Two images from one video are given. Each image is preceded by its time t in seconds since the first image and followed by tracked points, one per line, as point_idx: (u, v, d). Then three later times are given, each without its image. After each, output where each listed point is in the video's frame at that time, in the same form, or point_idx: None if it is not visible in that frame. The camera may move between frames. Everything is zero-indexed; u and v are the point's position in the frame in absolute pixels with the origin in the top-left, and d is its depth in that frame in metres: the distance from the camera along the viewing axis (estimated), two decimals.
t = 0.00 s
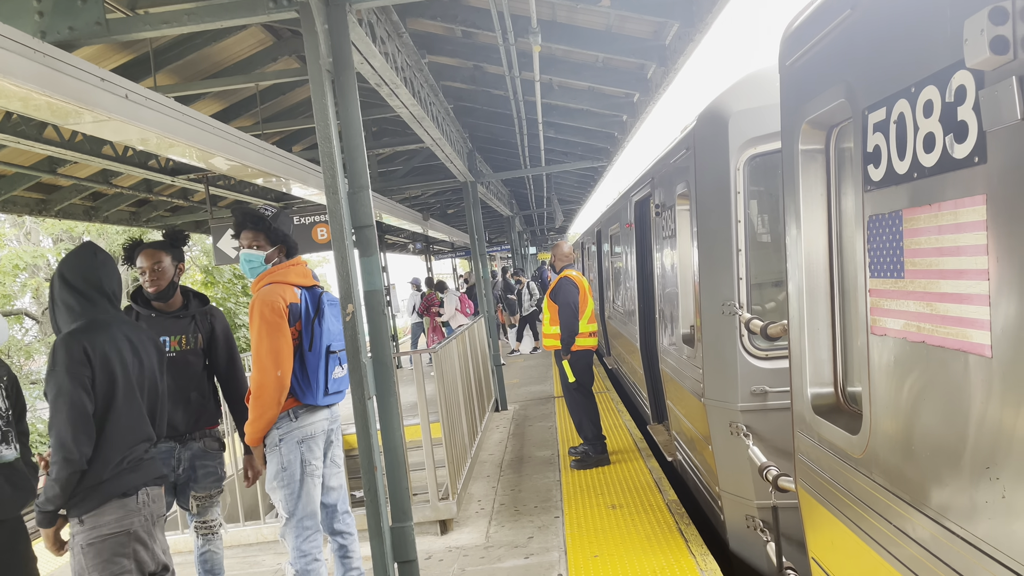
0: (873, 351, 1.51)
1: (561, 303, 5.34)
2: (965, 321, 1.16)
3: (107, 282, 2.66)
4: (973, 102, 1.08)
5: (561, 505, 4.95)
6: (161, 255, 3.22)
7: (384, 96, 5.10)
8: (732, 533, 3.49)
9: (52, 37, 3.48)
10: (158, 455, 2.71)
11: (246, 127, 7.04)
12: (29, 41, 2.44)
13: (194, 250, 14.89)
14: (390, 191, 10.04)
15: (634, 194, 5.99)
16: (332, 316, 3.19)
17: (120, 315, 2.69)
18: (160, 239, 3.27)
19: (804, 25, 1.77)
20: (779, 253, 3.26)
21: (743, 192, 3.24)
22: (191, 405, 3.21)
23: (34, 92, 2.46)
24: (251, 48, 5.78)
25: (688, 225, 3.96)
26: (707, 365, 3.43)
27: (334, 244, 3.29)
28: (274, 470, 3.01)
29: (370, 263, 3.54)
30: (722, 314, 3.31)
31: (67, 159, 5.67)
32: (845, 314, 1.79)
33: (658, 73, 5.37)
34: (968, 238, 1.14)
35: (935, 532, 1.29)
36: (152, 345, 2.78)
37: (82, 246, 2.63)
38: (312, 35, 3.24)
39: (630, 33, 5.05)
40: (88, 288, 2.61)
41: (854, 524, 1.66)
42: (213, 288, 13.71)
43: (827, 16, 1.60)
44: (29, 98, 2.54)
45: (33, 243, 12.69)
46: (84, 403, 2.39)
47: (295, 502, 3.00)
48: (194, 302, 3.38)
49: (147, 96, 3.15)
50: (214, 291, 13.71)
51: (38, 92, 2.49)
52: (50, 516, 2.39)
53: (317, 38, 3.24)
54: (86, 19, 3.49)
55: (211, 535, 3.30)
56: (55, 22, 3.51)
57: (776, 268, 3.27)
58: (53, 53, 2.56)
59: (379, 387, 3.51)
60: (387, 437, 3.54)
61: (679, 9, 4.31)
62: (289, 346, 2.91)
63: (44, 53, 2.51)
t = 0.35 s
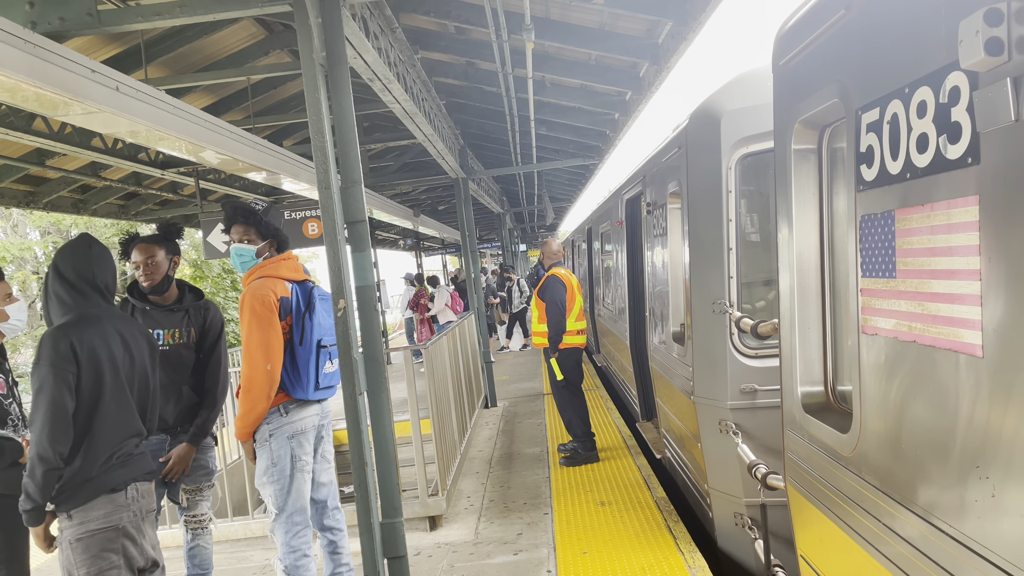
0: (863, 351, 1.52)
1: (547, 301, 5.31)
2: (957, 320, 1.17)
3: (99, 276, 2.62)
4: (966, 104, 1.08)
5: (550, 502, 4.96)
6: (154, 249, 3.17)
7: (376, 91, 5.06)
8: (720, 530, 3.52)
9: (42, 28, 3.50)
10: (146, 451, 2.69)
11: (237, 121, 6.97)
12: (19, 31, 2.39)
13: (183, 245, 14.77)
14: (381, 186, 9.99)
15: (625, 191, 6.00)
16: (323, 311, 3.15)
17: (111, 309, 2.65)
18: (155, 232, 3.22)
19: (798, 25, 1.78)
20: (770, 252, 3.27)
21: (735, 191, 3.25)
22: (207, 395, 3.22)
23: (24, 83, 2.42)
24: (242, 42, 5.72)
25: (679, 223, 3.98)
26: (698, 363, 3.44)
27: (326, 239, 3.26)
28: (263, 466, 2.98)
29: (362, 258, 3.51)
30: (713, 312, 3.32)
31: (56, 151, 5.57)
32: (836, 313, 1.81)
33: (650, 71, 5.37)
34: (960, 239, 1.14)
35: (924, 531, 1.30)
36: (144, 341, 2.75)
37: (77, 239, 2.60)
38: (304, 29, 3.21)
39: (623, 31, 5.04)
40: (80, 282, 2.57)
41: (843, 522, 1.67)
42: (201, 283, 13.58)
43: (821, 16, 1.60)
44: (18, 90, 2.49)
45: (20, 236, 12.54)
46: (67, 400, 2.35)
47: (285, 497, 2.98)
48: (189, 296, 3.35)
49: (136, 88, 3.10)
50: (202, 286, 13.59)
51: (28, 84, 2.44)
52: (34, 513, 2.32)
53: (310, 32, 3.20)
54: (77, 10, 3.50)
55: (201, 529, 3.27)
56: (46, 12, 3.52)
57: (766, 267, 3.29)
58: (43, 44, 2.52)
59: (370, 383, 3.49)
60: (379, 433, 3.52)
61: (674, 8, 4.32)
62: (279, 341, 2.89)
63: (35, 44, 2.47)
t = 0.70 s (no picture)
0: (853, 353, 1.53)
1: (537, 303, 5.33)
2: (945, 323, 1.18)
3: (88, 276, 2.57)
4: (956, 109, 1.10)
5: (540, 504, 4.96)
6: (137, 245, 3.17)
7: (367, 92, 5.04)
8: (709, 531, 3.54)
9: (34, 26, 3.44)
10: (139, 450, 2.65)
11: (227, 120, 6.92)
12: (11, 28, 2.36)
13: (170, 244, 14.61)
14: (371, 187, 9.94)
15: (616, 194, 6.02)
16: (314, 311, 3.12)
17: (104, 308, 2.61)
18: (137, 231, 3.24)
19: (789, 30, 1.80)
20: (759, 255, 3.30)
21: (725, 194, 3.27)
22: (185, 392, 3.11)
23: (16, 81, 2.39)
24: (232, 41, 5.67)
25: (669, 226, 4.00)
26: (687, 365, 3.46)
27: (318, 239, 3.24)
28: (252, 466, 2.96)
29: (355, 259, 3.50)
30: (703, 314, 3.34)
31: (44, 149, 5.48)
32: (825, 316, 1.83)
33: (641, 74, 5.40)
34: (949, 242, 1.16)
35: (912, 531, 1.32)
36: (138, 339, 2.71)
37: (68, 240, 2.59)
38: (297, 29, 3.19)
39: (614, 34, 5.06)
40: (68, 283, 2.53)
41: (832, 523, 1.69)
42: (188, 282, 13.42)
43: (812, 21, 1.62)
44: (8, 87, 2.46)
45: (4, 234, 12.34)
46: (50, 402, 2.32)
47: (273, 498, 2.96)
48: (166, 295, 3.29)
49: (127, 86, 3.07)
50: (190, 285, 13.44)
51: (20, 82, 2.41)
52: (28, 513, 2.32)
53: (303, 32, 3.18)
54: (69, 8, 3.45)
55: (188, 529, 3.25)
56: (37, 10, 3.46)
57: (754, 270, 3.31)
58: (35, 41, 2.49)
59: (361, 383, 3.47)
60: (370, 434, 3.50)
61: (665, 11, 4.34)
62: (270, 341, 2.86)
63: (26, 41, 2.44)
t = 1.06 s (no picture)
0: (844, 356, 1.55)
1: (528, 307, 5.34)
2: (937, 327, 1.20)
3: (84, 279, 2.55)
4: (947, 117, 1.12)
5: (529, 507, 4.95)
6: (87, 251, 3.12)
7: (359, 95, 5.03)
8: (699, 535, 3.55)
9: (27, 27, 3.40)
10: (136, 454, 2.60)
11: (216, 123, 6.87)
12: (5, 30, 2.33)
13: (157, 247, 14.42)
14: (360, 190, 9.90)
15: (605, 199, 6.05)
16: (308, 314, 3.10)
17: (101, 311, 2.58)
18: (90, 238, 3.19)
19: (781, 38, 1.83)
20: (749, 260, 3.33)
21: (715, 200, 3.31)
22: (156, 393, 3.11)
23: (9, 83, 2.36)
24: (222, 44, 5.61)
25: (659, 231, 4.03)
26: (677, 370, 3.48)
27: (312, 242, 3.22)
28: (244, 469, 2.92)
29: (348, 261, 3.48)
30: (693, 318, 3.36)
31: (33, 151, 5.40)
32: (817, 320, 1.85)
33: (632, 80, 5.43)
34: (941, 248, 1.18)
35: (904, 534, 1.33)
36: (137, 342, 2.66)
37: (66, 243, 2.58)
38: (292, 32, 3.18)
39: (605, 40, 5.09)
40: (63, 286, 2.51)
41: (824, 525, 1.70)
42: (174, 285, 13.25)
43: (804, 30, 1.65)
44: None
45: None
46: (36, 407, 2.29)
47: (265, 501, 2.93)
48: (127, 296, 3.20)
49: (120, 88, 3.04)
50: (176, 288, 13.26)
51: (14, 83, 2.38)
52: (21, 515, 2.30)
53: (299, 35, 3.16)
54: (63, 10, 3.41)
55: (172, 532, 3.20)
56: (32, 11, 3.42)
57: (743, 275, 3.34)
58: (28, 42, 2.46)
59: (354, 386, 3.44)
60: (362, 437, 3.47)
61: (656, 19, 4.38)
62: (264, 345, 2.84)
63: (20, 43, 2.41)
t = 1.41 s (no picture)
0: (831, 361, 1.56)
1: (516, 312, 5.31)
2: (923, 332, 1.21)
3: (68, 280, 2.50)
4: (934, 123, 1.13)
5: (516, 512, 4.92)
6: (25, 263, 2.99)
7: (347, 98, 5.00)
8: (685, 540, 3.55)
9: (12, 27, 3.33)
10: (122, 459, 2.54)
11: (203, 126, 6.80)
12: None
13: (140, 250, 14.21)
14: (348, 194, 9.84)
15: (593, 204, 6.07)
16: (296, 318, 3.07)
17: (86, 313, 2.52)
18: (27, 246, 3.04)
19: (769, 45, 1.84)
20: (735, 265, 3.35)
21: (702, 206, 3.32)
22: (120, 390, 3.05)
23: None
24: (209, 46, 5.55)
25: (647, 236, 4.04)
26: (665, 375, 3.49)
27: (300, 245, 3.18)
28: (229, 474, 2.88)
29: (335, 265, 3.45)
30: (680, 323, 3.37)
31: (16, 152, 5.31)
32: (803, 325, 1.86)
33: (620, 86, 5.46)
34: (927, 253, 1.19)
35: (891, 538, 1.33)
36: (123, 344, 2.60)
37: (48, 244, 2.52)
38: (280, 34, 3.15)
39: (594, 46, 5.11)
40: (46, 288, 2.45)
41: (811, 530, 1.70)
42: (158, 289, 13.05)
43: (792, 36, 1.66)
44: None
45: None
46: (17, 411, 2.22)
47: (251, 506, 2.89)
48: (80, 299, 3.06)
49: (106, 89, 2.99)
50: (159, 291, 13.06)
51: None
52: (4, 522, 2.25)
53: (288, 38, 3.14)
54: (49, 10, 3.35)
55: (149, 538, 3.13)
56: (16, 11, 3.35)
57: (730, 280, 3.36)
58: (13, 42, 2.40)
59: (341, 390, 3.40)
60: (349, 442, 3.43)
61: (645, 25, 4.41)
62: (252, 349, 2.81)
63: (6, 43, 2.35)
